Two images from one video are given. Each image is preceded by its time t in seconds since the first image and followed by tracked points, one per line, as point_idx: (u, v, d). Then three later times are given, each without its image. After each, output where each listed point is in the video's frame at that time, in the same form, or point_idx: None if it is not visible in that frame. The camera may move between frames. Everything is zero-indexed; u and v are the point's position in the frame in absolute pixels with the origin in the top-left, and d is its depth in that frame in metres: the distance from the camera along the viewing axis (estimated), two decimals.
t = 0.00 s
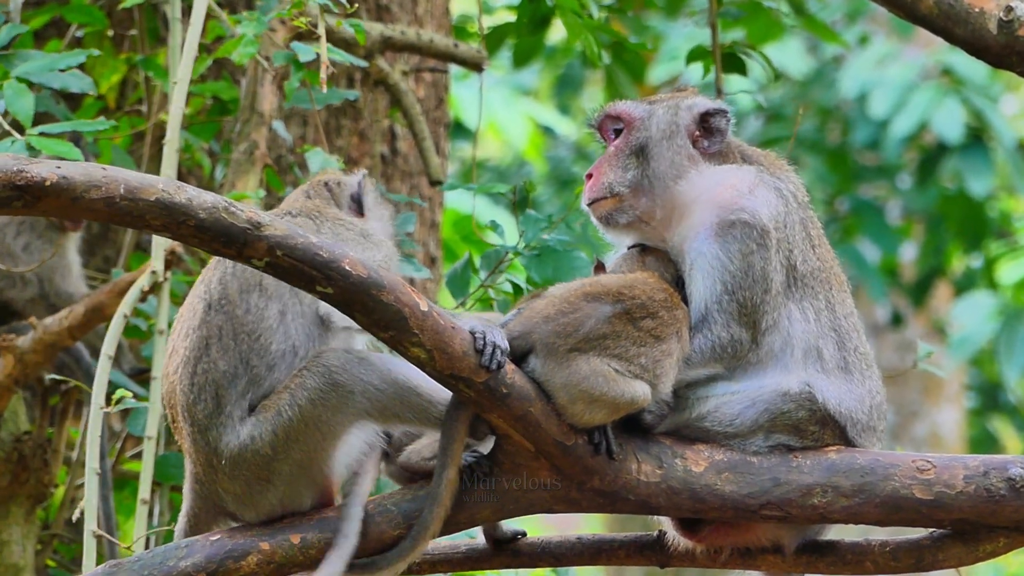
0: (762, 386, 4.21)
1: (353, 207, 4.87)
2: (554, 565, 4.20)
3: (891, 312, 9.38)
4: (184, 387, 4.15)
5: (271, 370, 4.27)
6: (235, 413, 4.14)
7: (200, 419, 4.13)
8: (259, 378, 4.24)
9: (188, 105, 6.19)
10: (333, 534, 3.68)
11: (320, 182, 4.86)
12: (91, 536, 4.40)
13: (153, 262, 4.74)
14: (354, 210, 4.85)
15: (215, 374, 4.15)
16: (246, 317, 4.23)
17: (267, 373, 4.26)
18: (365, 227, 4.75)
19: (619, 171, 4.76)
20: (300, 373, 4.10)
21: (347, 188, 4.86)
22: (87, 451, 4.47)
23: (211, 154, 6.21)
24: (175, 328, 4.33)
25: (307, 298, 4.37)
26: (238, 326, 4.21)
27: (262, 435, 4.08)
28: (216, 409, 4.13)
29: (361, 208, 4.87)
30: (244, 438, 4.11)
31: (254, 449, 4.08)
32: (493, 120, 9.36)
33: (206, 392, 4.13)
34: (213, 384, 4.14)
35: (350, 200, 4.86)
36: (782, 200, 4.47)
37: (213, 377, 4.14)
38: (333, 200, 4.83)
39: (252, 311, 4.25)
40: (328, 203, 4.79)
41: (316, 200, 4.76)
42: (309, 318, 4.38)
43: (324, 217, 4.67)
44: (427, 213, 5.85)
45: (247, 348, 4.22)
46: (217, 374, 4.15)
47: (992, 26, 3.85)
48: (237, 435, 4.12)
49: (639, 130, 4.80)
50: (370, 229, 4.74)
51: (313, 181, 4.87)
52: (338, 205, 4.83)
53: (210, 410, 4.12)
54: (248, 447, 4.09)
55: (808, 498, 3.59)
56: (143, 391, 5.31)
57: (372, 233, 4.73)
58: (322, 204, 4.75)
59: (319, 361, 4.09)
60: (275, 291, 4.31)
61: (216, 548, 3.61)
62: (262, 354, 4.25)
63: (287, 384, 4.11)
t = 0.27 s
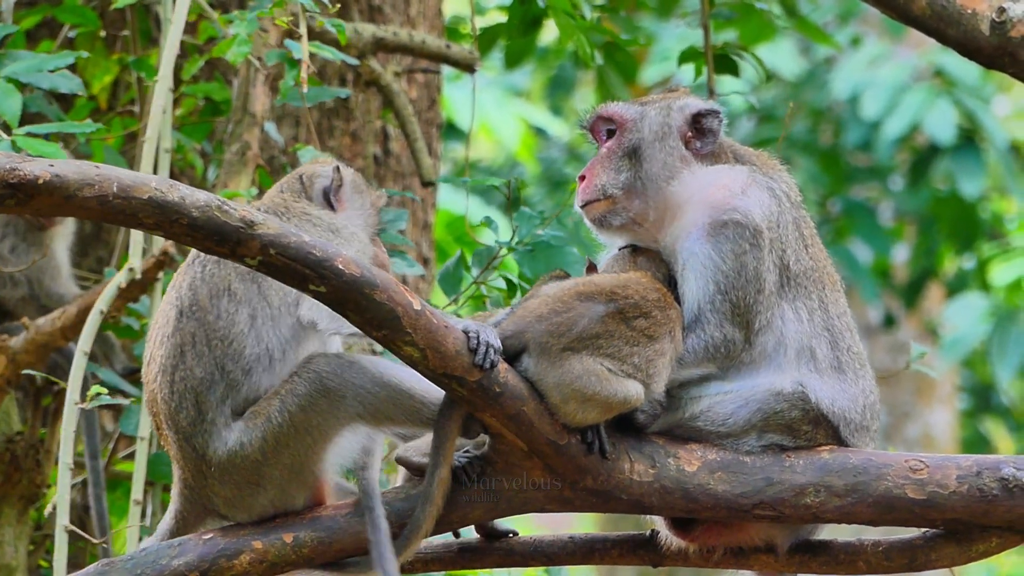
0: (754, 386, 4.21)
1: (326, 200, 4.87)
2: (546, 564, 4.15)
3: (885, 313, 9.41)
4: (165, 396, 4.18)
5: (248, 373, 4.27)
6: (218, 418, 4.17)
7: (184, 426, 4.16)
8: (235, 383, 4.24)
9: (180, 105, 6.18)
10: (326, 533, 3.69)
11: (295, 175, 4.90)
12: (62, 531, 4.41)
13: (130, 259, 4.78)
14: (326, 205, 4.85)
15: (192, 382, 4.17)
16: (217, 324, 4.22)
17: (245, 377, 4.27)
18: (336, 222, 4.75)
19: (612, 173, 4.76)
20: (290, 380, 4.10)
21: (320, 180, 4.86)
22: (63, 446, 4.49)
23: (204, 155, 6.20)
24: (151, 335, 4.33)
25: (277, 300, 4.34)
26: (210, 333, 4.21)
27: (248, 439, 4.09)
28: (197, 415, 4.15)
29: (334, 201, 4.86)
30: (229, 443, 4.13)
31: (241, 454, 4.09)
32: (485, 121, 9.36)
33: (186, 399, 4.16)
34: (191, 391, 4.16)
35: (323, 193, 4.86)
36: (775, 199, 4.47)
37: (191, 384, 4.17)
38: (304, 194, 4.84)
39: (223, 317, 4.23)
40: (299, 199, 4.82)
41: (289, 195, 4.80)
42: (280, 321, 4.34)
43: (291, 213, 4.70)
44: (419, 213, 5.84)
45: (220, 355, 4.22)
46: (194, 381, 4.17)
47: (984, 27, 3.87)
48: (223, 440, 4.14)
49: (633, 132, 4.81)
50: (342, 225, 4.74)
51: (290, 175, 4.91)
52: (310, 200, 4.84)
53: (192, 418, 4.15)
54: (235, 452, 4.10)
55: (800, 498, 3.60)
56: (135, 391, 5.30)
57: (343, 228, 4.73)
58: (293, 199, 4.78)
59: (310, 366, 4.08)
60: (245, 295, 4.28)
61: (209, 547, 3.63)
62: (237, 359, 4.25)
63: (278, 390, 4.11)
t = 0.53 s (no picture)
0: (730, 387, 4.20)
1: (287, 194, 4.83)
2: (524, 565, 4.14)
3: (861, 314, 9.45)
4: (133, 401, 4.15)
5: (214, 373, 4.23)
6: (189, 422, 4.13)
7: (155, 432, 4.13)
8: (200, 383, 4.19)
9: (157, 105, 6.12)
10: (302, 534, 3.66)
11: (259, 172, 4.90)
12: None
13: (75, 251, 4.87)
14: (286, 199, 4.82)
15: (159, 387, 4.13)
16: (178, 325, 4.18)
17: (211, 377, 4.22)
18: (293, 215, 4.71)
19: (591, 175, 4.76)
20: (264, 386, 4.03)
21: (280, 175, 4.83)
22: None
23: (181, 156, 6.14)
24: (118, 342, 4.30)
25: (238, 297, 4.27)
26: (173, 334, 4.17)
27: (222, 444, 4.07)
28: (168, 421, 4.12)
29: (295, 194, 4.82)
30: (202, 447, 4.10)
31: (214, 460, 4.06)
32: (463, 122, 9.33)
33: (155, 405, 4.13)
34: (159, 397, 4.13)
35: (283, 186, 4.82)
36: (751, 200, 4.47)
37: (158, 390, 4.13)
38: (265, 189, 4.82)
39: (184, 318, 4.18)
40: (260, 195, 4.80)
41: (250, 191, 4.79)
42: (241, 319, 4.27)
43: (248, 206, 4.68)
44: (396, 214, 5.81)
45: (183, 356, 4.16)
46: (160, 386, 4.13)
47: (962, 28, 3.89)
48: (196, 444, 4.11)
49: (610, 133, 4.80)
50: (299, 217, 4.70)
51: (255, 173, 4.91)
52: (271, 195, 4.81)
53: (161, 423, 4.12)
54: (208, 457, 4.08)
55: (777, 498, 3.59)
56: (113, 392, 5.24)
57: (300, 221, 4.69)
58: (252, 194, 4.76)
59: (285, 371, 4.00)
60: (205, 293, 4.22)
61: (183, 548, 3.69)
62: (202, 360, 4.19)
63: (251, 395, 4.06)
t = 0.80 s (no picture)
0: (690, 388, 4.18)
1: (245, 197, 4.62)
2: (483, 567, 4.10)
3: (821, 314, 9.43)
4: (108, 396, 4.10)
5: (187, 358, 4.17)
6: (162, 415, 4.06)
7: (126, 427, 4.06)
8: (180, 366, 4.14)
9: (116, 105, 6.02)
10: (263, 535, 3.61)
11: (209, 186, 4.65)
12: None
13: (23, 250, 4.55)
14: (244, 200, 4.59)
15: (133, 377, 4.09)
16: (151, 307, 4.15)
17: (183, 363, 4.16)
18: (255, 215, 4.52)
19: (552, 178, 4.72)
20: (229, 384, 3.93)
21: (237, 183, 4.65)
22: None
23: (141, 156, 6.03)
24: (90, 338, 4.26)
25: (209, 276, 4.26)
26: (145, 320, 4.13)
27: (189, 443, 3.97)
28: (140, 414, 4.06)
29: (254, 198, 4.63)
30: (171, 446, 4.00)
31: (181, 461, 3.96)
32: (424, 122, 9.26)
33: (128, 398, 4.08)
34: (133, 387, 4.08)
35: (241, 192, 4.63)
36: (710, 201, 4.45)
37: (131, 380, 4.08)
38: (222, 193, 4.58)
39: (156, 301, 4.15)
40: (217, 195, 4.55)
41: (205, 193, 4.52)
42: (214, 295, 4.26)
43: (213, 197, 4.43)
44: (356, 213, 5.74)
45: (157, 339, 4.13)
46: (133, 376, 4.09)
47: (922, 28, 3.90)
48: (165, 442, 4.02)
49: (571, 135, 4.77)
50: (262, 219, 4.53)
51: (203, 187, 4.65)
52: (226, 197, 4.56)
53: (135, 417, 4.05)
54: (176, 457, 3.98)
55: (737, 499, 3.58)
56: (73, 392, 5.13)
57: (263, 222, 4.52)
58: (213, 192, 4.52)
59: (250, 371, 3.90)
60: (176, 276, 4.21)
61: (145, 548, 3.57)
62: (173, 343, 4.15)
63: (218, 396, 3.96)
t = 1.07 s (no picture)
0: (679, 386, 4.18)
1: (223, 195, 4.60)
2: (472, 564, 4.08)
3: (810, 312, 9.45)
4: (79, 392, 4.08)
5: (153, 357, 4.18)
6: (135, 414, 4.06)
7: (99, 424, 4.05)
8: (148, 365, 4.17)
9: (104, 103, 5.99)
10: (251, 532, 3.57)
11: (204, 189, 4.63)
12: None
13: (34, 253, 4.59)
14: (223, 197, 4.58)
15: (100, 375, 4.07)
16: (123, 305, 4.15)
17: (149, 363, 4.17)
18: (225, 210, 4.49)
19: (541, 176, 4.71)
20: (208, 381, 3.90)
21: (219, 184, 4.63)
22: None
23: (129, 154, 6.00)
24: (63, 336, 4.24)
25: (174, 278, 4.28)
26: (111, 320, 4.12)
27: (168, 441, 3.95)
28: (111, 411, 4.05)
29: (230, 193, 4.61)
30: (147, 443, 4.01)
31: (159, 456, 3.96)
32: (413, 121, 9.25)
33: (98, 395, 4.06)
34: (101, 385, 4.07)
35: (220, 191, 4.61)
36: (697, 199, 4.45)
37: (100, 378, 4.07)
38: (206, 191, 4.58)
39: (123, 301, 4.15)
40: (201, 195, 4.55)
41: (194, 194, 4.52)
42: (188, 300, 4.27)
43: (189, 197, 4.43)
44: (345, 211, 5.73)
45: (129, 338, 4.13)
46: (101, 375, 4.07)
47: (910, 27, 3.91)
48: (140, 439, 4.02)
49: (559, 133, 4.77)
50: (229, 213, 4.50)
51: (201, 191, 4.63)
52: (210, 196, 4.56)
53: (106, 415, 4.05)
54: (154, 453, 3.97)
55: (726, 497, 3.58)
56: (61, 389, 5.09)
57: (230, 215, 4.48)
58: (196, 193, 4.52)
59: (229, 370, 3.86)
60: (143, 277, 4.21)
61: (133, 547, 3.56)
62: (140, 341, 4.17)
63: (196, 391, 3.92)
